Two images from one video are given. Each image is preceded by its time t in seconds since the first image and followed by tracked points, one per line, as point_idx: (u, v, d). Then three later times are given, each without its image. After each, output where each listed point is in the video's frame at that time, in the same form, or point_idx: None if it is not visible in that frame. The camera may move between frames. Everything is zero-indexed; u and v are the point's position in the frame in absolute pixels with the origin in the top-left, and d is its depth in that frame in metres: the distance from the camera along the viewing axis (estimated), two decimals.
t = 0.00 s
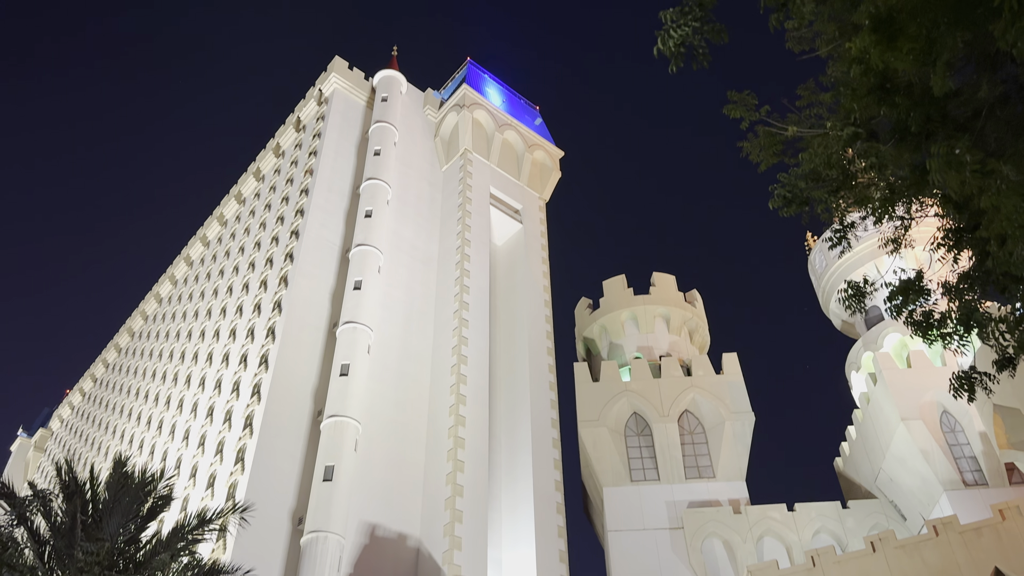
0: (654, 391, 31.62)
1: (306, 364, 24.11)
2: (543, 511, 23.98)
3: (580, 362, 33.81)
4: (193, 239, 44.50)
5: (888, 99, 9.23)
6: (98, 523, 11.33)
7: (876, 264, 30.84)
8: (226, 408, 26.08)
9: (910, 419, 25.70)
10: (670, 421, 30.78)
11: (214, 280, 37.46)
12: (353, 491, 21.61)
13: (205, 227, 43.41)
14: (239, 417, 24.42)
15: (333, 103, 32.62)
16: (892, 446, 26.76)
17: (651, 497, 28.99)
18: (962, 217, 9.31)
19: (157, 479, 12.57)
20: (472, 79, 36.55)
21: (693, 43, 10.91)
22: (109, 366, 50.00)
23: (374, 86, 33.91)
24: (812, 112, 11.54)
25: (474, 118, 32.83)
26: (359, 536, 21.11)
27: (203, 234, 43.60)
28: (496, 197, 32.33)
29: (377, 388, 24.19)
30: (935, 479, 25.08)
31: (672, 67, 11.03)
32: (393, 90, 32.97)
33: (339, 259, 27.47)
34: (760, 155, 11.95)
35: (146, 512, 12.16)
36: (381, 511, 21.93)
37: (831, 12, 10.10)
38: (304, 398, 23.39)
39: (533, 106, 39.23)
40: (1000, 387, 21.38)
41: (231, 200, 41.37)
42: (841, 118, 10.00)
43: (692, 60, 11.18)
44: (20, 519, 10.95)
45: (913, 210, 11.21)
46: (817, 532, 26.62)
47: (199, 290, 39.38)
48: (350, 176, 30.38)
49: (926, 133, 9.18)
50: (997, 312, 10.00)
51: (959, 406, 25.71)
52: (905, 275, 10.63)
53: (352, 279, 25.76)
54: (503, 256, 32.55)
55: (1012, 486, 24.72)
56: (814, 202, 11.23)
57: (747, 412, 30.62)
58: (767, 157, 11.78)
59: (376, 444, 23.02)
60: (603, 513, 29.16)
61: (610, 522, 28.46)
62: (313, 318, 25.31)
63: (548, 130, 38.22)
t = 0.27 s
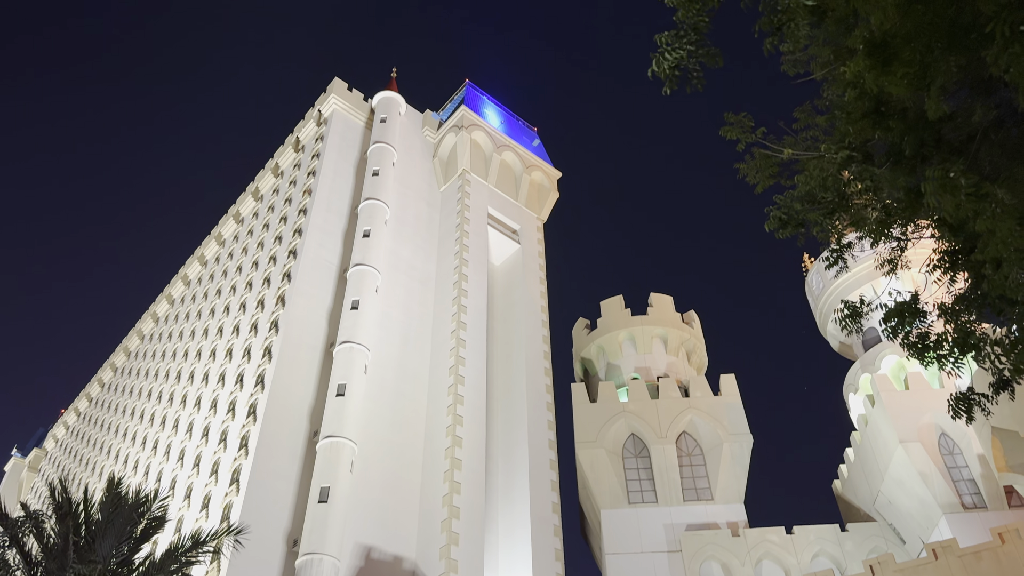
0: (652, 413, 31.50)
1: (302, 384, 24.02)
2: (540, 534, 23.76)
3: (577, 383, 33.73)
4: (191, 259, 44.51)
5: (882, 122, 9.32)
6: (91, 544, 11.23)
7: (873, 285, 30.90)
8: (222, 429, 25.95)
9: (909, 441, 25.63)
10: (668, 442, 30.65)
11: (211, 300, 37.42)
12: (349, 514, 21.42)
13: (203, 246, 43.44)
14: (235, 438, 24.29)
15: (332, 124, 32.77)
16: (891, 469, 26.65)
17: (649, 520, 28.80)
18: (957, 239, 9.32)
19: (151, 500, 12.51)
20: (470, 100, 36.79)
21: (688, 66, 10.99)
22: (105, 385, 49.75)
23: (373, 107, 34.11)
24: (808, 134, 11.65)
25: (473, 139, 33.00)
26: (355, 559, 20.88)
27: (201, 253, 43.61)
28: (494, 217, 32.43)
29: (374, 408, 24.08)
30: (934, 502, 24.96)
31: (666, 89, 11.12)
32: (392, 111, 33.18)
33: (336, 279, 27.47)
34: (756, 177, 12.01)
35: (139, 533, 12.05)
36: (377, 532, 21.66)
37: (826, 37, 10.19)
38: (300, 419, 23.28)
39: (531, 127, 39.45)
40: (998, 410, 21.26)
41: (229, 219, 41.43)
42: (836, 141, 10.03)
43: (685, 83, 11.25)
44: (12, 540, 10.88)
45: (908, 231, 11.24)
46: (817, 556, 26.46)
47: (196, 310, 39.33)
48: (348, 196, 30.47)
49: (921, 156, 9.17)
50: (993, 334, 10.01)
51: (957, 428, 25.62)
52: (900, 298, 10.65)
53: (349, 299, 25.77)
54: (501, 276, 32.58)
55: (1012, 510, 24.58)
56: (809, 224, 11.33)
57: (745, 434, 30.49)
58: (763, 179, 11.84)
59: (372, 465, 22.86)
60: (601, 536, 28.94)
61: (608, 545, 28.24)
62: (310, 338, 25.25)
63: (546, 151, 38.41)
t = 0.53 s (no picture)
0: (649, 431, 31.41)
1: (299, 400, 23.94)
2: (537, 552, 23.54)
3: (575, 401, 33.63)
4: (188, 275, 44.51)
5: (879, 140, 9.11)
6: (84, 562, 11.16)
7: (870, 304, 30.95)
8: (217, 445, 25.85)
9: (907, 461, 25.58)
10: (666, 461, 30.55)
11: (208, 316, 37.40)
12: (346, 532, 21.22)
13: (201, 263, 43.46)
14: (230, 455, 24.18)
15: (330, 141, 32.91)
16: (889, 488, 26.55)
17: (646, 539, 28.64)
18: (952, 257, 9.36)
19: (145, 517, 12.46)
20: (469, 118, 36.98)
21: (683, 85, 11.09)
22: (100, 402, 49.57)
23: (372, 125, 34.28)
24: (804, 152, 11.77)
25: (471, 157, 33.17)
26: None
27: (199, 269, 43.62)
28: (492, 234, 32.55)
29: (371, 425, 23.99)
30: (932, 522, 24.86)
31: (662, 108, 11.19)
32: (391, 129, 33.37)
33: (334, 295, 27.47)
34: (752, 194, 12.08)
35: (132, 551, 11.98)
36: (373, 551, 21.45)
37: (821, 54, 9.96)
38: (296, 436, 23.19)
39: (529, 145, 39.65)
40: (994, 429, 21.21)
41: (227, 236, 41.49)
42: (832, 160, 10.18)
43: (681, 101, 11.31)
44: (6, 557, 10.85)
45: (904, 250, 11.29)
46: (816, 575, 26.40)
47: (193, 326, 39.28)
48: (346, 213, 30.54)
49: (917, 174, 8.88)
50: (989, 352, 10.04)
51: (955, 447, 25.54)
52: (896, 316, 10.69)
53: (347, 316, 25.79)
54: (499, 293, 32.63)
55: (1010, 530, 24.48)
56: (806, 241, 11.38)
57: (742, 452, 30.39)
58: (760, 196, 11.89)
59: (369, 482, 22.72)
60: (598, 555, 28.75)
61: (605, 565, 28.07)
62: (307, 354, 25.22)
63: (544, 169, 38.55)
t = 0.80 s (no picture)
0: (646, 446, 31.35)
1: (294, 414, 23.86)
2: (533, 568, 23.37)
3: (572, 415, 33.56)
4: (185, 288, 44.46)
5: (874, 156, 9.24)
6: None
7: (865, 320, 31.00)
8: (213, 459, 25.74)
9: (904, 477, 25.54)
10: (663, 476, 30.45)
11: (204, 330, 37.36)
12: (343, 549, 21.08)
13: (198, 276, 43.44)
14: (226, 469, 24.07)
15: (329, 155, 33.00)
16: (886, 504, 26.48)
17: (643, 555, 28.50)
18: (948, 274, 9.36)
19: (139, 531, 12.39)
20: (466, 133, 37.13)
21: (680, 101, 11.18)
22: (95, 415, 49.33)
23: (370, 139, 34.40)
24: (799, 168, 11.83)
25: (469, 171, 33.26)
26: None
27: (195, 282, 43.58)
28: (490, 248, 32.56)
29: (367, 439, 23.89)
30: (930, 539, 24.79)
31: (659, 124, 11.26)
32: (389, 143, 33.49)
33: (331, 309, 27.45)
34: (748, 210, 12.13)
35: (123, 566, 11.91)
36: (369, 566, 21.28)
37: (818, 71, 9.70)
38: (291, 450, 23.08)
39: (526, 159, 39.81)
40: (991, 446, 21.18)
41: (224, 248, 41.50)
42: (828, 177, 10.23)
43: (679, 117, 11.40)
44: None
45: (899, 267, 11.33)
46: None
47: (190, 339, 39.20)
48: (343, 227, 30.58)
49: (912, 190, 8.83)
50: (984, 368, 10.06)
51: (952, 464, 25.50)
52: (891, 331, 10.71)
53: (343, 329, 25.78)
54: (496, 307, 32.63)
55: (1008, 547, 24.39)
56: (801, 257, 11.45)
57: (740, 468, 30.30)
58: (755, 211, 11.96)
59: (364, 497, 22.59)
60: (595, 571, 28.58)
61: None
62: (303, 368, 25.16)
63: (542, 183, 38.68)
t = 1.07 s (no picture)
0: (642, 458, 31.29)
1: (289, 424, 23.80)
2: None
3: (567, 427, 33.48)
4: (180, 296, 44.37)
5: (869, 170, 9.35)
6: None
7: (860, 333, 31.04)
8: (206, 468, 25.63)
9: (899, 491, 25.55)
10: (658, 488, 30.37)
11: (200, 338, 37.28)
12: (337, 560, 20.96)
13: (193, 284, 43.37)
14: (219, 478, 23.95)
15: (326, 164, 33.05)
16: (880, 518, 26.43)
17: (638, 568, 28.43)
18: (942, 288, 9.43)
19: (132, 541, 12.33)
20: (464, 143, 37.23)
21: (674, 113, 11.23)
22: (89, 423, 49.11)
23: (368, 149, 34.47)
24: (794, 182, 11.86)
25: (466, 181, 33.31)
26: None
27: (191, 290, 43.51)
28: (486, 259, 32.56)
29: (361, 449, 23.79)
30: (925, 553, 24.74)
31: (654, 136, 11.31)
32: (387, 153, 33.55)
33: (326, 318, 27.42)
34: (742, 225, 12.16)
35: None
36: None
37: (814, 84, 9.83)
38: (285, 460, 22.98)
39: (523, 170, 39.89)
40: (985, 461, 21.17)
41: (221, 257, 41.48)
42: (823, 189, 10.30)
43: (674, 129, 11.42)
44: None
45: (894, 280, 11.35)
46: None
47: (185, 347, 39.10)
48: (340, 236, 30.59)
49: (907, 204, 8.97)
50: (978, 382, 10.07)
51: (947, 478, 25.47)
52: (886, 345, 10.73)
53: (339, 339, 25.75)
54: (492, 318, 32.61)
55: (1003, 562, 24.25)
56: (795, 269, 11.54)
57: (735, 481, 30.23)
58: (750, 226, 11.97)
59: (358, 507, 22.48)
60: None
61: None
62: (298, 377, 25.09)
63: (539, 194, 38.74)
